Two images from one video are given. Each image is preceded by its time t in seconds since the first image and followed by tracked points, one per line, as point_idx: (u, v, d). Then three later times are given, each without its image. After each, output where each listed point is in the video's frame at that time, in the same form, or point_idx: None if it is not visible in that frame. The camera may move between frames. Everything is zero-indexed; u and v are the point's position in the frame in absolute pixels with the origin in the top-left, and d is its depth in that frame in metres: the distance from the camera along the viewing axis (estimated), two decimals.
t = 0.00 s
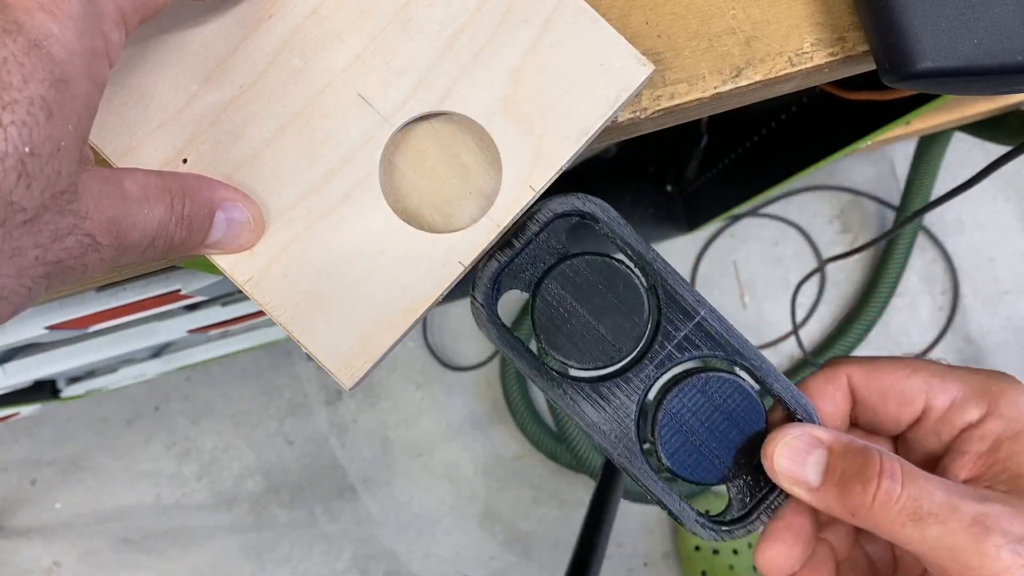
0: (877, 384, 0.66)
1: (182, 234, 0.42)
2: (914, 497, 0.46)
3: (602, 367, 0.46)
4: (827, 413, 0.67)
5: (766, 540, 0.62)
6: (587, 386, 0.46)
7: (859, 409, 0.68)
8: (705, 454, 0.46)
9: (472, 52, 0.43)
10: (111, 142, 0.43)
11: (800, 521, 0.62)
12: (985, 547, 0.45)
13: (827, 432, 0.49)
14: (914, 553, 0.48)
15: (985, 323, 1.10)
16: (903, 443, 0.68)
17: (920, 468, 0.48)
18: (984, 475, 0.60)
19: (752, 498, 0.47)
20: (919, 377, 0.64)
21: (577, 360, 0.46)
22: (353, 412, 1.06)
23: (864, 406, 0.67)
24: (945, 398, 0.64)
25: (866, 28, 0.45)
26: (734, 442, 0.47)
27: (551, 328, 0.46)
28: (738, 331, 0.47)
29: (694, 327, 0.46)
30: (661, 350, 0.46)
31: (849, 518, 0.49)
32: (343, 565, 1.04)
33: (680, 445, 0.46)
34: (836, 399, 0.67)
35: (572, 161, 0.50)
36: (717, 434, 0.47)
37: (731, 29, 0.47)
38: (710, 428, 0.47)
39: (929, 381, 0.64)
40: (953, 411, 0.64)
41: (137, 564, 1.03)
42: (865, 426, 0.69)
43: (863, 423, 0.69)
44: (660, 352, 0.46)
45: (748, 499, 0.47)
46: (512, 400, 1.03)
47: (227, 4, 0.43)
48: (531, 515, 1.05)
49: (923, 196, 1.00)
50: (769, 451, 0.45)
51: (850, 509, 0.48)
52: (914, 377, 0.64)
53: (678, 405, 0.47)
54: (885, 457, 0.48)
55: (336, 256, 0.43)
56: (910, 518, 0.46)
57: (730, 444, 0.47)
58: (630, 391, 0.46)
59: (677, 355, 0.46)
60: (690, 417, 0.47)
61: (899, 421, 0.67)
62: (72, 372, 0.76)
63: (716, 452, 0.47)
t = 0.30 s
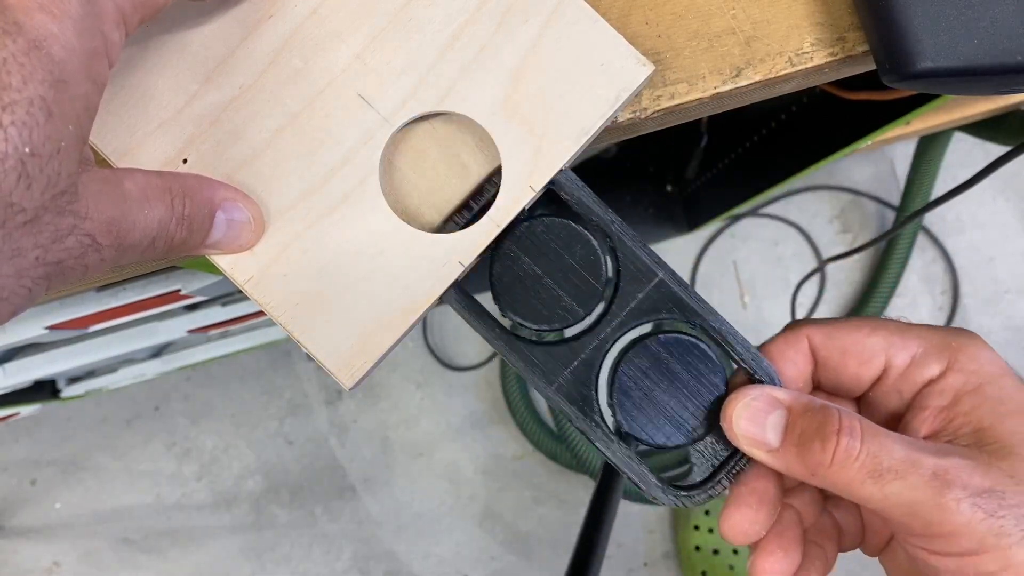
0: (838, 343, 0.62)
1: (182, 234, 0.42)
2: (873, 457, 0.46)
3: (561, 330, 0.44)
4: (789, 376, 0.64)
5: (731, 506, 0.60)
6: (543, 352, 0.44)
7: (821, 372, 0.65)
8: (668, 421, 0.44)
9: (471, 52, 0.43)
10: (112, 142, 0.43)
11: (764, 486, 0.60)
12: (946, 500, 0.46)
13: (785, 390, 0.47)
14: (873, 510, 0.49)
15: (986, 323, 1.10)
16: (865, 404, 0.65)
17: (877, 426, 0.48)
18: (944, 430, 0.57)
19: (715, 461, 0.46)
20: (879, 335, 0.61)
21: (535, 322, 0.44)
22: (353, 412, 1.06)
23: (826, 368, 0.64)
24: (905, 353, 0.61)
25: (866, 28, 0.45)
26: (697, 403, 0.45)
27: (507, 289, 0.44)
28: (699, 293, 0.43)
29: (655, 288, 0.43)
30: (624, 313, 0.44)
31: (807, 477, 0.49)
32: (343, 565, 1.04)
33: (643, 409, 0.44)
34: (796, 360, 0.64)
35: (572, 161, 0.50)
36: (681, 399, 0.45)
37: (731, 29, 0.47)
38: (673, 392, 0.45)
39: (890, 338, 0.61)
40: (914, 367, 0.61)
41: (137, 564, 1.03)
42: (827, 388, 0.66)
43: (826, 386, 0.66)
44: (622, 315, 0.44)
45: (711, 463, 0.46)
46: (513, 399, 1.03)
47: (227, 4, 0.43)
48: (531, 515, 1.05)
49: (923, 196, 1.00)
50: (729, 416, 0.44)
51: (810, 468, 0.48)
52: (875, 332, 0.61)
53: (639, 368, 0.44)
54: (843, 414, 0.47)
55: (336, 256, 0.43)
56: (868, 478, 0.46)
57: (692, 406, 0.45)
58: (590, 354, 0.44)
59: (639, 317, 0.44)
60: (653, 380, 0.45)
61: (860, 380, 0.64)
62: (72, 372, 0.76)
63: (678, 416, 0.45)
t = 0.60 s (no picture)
0: (799, 284, 0.63)
1: (181, 234, 0.42)
2: (828, 391, 0.47)
3: (515, 282, 0.43)
4: (750, 317, 0.64)
5: (695, 449, 0.59)
6: (498, 305, 0.43)
7: (783, 314, 0.65)
8: (626, 371, 0.43)
9: (471, 52, 0.43)
10: (111, 142, 0.43)
11: (728, 430, 0.60)
12: (903, 434, 0.47)
13: (742, 329, 0.47)
14: (829, 446, 0.50)
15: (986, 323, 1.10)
16: (826, 345, 0.65)
17: (832, 363, 0.48)
18: (904, 366, 0.57)
19: (677, 407, 0.44)
20: (839, 274, 0.61)
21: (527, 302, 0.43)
22: (353, 412, 1.06)
23: (788, 309, 0.65)
24: (866, 292, 0.61)
25: (866, 28, 0.45)
26: (656, 351, 0.44)
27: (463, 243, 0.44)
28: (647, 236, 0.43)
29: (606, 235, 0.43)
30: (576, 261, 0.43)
31: (764, 414, 0.49)
32: (343, 564, 1.04)
33: (600, 360, 0.43)
34: (758, 302, 0.64)
35: (572, 161, 0.50)
36: (639, 347, 0.44)
37: (731, 29, 0.47)
38: (631, 342, 0.44)
39: (851, 277, 0.61)
40: (874, 305, 0.60)
41: (136, 564, 1.03)
42: (789, 331, 0.66)
43: (787, 328, 0.66)
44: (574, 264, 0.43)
45: (673, 410, 0.44)
46: (512, 399, 1.03)
47: (227, 4, 0.43)
48: (531, 515, 1.05)
49: (923, 196, 0.99)
50: (686, 358, 0.42)
51: (767, 406, 0.48)
52: (836, 271, 0.61)
53: (592, 319, 0.43)
54: (799, 351, 0.47)
55: (335, 256, 0.43)
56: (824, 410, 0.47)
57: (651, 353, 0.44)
58: (545, 307, 0.43)
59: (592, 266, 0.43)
60: (609, 330, 0.44)
61: (821, 321, 0.64)
62: (71, 372, 0.76)
63: (636, 365, 0.44)
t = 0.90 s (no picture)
0: (753, 251, 0.63)
1: (181, 234, 0.42)
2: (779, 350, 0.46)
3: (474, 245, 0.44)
4: (706, 286, 0.64)
5: (649, 415, 0.59)
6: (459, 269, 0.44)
7: (740, 282, 0.65)
8: (582, 335, 0.44)
9: (471, 52, 0.43)
10: (112, 142, 0.43)
11: (681, 395, 0.60)
12: (854, 391, 0.46)
13: (694, 292, 0.46)
14: (781, 408, 0.49)
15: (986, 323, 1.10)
16: (783, 313, 0.65)
17: (784, 324, 0.47)
18: (855, 327, 0.56)
19: (632, 372, 0.44)
20: (793, 240, 0.61)
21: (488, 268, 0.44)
22: (352, 412, 1.06)
23: (743, 277, 0.65)
24: (820, 256, 0.60)
25: (866, 28, 0.45)
26: (613, 317, 0.44)
27: (425, 207, 0.44)
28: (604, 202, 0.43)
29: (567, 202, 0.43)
30: (536, 228, 0.44)
31: (717, 378, 0.48)
32: (343, 565, 1.04)
33: (556, 323, 0.44)
34: (713, 271, 0.64)
35: (572, 161, 0.50)
36: (596, 313, 0.44)
37: (731, 29, 0.47)
38: (588, 308, 0.44)
39: (804, 242, 0.60)
40: (828, 268, 0.60)
41: (137, 564, 1.03)
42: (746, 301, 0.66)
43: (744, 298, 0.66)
44: (534, 230, 0.44)
45: (627, 375, 0.44)
46: (512, 399, 1.03)
47: (227, 4, 0.43)
48: (531, 515, 1.05)
49: (923, 196, 0.99)
50: (641, 326, 0.42)
51: (721, 368, 0.46)
52: (789, 236, 0.61)
53: (549, 283, 0.44)
54: (751, 313, 0.46)
55: (335, 257, 0.43)
56: (774, 368, 0.46)
57: (609, 319, 0.44)
58: (503, 270, 0.44)
59: (551, 232, 0.43)
60: (566, 296, 0.44)
61: (776, 286, 0.63)
62: (72, 373, 0.76)
63: (591, 329, 0.44)
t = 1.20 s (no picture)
0: (742, 243, 0.63)
1: (180, 233, 0.42)
2: (767, 341, 0.46)
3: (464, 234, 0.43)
4: (696, 276, 0.64)
5: (637, 407, 0.59)
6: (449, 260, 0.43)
7: (729, 273, 0.65)
8: (571, 326, 0.44)
9: (471, 52, 0.43)
10: (112, 142, 0.43)
11: (670, 387, 0.60)
12: (842, 381, 0.46)
13: (682, 284, 0.47)
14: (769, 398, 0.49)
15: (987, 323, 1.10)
16: (772, 304, 0.65)
17: (773, 315, 0.47)
18: (844, 318, 0.55)
19: (621, 363, 0.44)
20: (782, 231, 0.61)
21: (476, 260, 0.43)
22: (352, 412, 1.06)
23: (732, 269, 0.64)
24: (809, 247, 0.60)
25: (866, 28, 0.45)
26: (603, 309, 0.44)
27: (417, 199, 0.44)
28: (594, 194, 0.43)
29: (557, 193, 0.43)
30: (526, 220, 0.43)
31: (706, 369, 0.48)
32: (343, 565, 1.04)
33: (545, 315, 0.44)
34: (703, 262, 0.64)
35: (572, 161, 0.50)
36: (586, 304, 0.44)
37: (731, 29, 0.47)
38: (577, 299, 0.44)
39: (793, 233, 0.60)
40: (817, 261, 0.60)
41: (137, 564, 1.03)
42: (735, 292, 0.66)
43: (733, 290, 0.66)
44: (523, 222, 0.43)
45: (616, 366, 0.44)
46: (512, 399, 1.03)
47: (226, 4, 0.43)
48: (531, 515, 1.05)
49: (923, 196, 0.99)
50: (630, 317, 0.42)
51: (709, 359, 0.47)
52: (778, 227, 0.61)
53: (538, 275, 0.44)
54: (740, 305, 0.46)
55: (333, 256, 0.43)
56: (762, 358, 0.46)
57: (598, 310, 0.44)
58: (492, 261, 0.44)
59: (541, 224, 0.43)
60: (555, 287, 0.44)
61: (765, 277, 0.63)
62: (72, 373, 0.76)
63: (580, 320, 0.44)
